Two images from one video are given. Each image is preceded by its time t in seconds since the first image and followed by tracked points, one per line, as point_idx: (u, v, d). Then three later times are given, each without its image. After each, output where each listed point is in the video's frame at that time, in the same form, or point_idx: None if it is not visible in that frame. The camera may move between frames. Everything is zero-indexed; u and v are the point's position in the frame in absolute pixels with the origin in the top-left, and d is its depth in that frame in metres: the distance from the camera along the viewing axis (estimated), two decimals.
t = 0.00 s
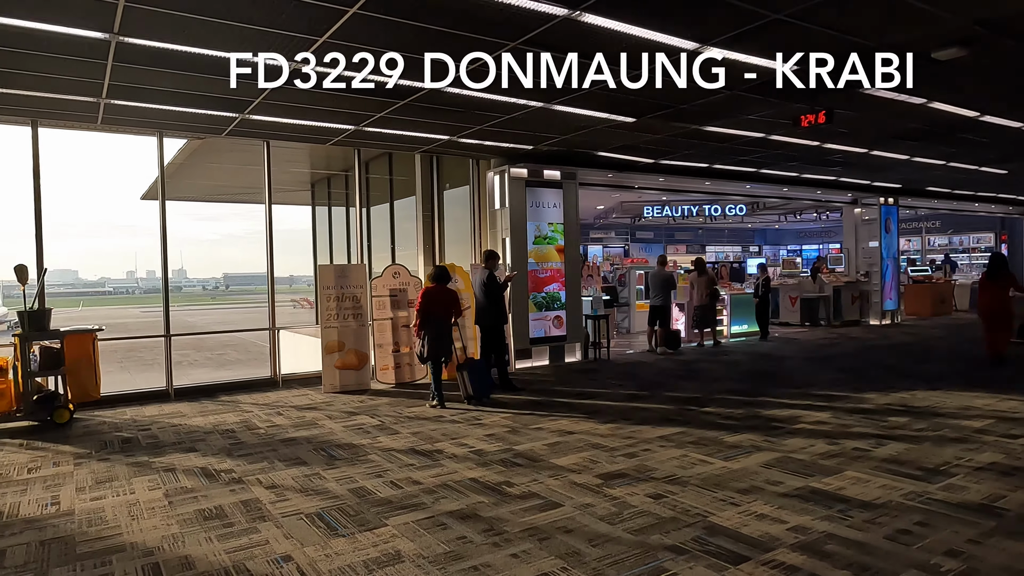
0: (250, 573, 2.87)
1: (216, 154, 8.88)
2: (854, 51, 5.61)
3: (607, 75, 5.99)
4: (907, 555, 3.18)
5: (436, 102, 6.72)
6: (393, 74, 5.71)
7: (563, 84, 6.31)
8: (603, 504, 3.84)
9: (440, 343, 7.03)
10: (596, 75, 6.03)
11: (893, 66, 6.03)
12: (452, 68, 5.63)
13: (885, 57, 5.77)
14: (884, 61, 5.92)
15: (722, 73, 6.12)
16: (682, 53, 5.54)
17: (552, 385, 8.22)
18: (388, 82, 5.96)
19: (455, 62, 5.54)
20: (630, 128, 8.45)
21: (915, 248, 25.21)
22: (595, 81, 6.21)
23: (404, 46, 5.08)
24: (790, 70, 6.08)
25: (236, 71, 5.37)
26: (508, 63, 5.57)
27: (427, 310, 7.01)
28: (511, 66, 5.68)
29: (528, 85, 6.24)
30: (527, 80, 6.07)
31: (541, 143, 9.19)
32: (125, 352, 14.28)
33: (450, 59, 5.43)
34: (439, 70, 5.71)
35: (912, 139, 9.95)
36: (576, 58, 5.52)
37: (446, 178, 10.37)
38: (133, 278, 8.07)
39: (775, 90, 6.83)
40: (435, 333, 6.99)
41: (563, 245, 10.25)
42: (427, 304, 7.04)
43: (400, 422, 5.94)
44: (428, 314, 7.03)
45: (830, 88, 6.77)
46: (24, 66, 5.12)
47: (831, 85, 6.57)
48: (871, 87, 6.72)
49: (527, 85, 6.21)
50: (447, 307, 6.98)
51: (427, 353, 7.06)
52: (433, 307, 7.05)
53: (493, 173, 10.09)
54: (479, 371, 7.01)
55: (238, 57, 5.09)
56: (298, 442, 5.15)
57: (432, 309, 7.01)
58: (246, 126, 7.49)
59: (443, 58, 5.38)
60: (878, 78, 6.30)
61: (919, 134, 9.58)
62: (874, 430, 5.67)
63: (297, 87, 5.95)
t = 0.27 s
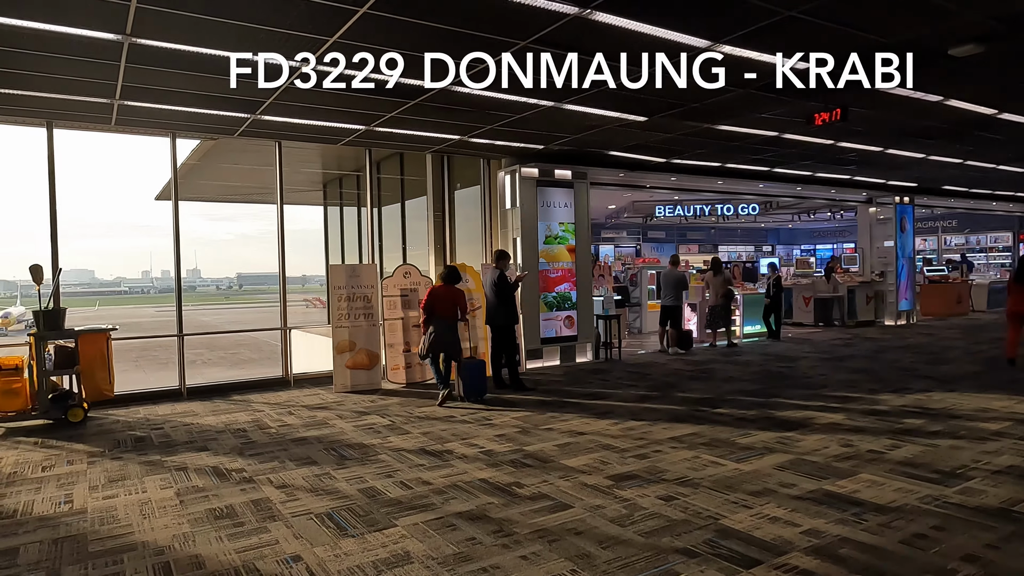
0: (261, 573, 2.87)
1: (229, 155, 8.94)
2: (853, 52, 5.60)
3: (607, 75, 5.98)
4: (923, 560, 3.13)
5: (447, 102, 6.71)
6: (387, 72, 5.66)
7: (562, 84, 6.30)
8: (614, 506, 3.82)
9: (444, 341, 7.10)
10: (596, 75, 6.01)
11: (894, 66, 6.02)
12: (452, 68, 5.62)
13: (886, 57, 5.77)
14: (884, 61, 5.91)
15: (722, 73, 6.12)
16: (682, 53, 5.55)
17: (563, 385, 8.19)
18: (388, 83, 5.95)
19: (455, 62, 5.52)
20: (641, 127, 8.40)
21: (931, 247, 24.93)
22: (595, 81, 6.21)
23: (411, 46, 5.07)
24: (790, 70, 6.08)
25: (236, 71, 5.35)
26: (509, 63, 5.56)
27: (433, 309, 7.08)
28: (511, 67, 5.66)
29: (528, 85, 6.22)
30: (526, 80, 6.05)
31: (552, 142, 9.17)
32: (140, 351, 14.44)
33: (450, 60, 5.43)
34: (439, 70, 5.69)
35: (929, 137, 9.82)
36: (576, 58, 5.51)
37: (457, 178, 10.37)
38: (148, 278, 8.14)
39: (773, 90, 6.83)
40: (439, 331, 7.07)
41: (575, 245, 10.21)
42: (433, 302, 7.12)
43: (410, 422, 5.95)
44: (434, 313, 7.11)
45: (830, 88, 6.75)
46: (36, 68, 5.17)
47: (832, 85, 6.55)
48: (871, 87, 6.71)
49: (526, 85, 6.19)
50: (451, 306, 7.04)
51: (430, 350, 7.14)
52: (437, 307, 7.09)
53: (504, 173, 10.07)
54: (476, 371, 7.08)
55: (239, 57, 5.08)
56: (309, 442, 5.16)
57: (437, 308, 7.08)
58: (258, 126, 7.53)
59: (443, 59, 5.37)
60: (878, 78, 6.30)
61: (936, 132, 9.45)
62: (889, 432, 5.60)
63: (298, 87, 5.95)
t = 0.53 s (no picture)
0: (271, 573, 2.87)
1: (241, 156, 8.99)
2: (853, 52, 5.61)
3: (607, 75, 5.98)
4: (940, 565, 3.08)
5: (457, 101, 6.70)
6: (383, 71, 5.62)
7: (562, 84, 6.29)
8: (624, 507, 3.79)
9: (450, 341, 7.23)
10: (596, 75, 6.00)
11: (894, 66, 6.02)
12: (452, 68, 5.62)
13: (885, 57, 5.77)
14: (884, 61, 5.91)
15: (721, 72, 6.12)
16: (682, 53, 5.55)
17: (574, 385, 8.16)
18: (388, 82, 5.95)
19: (455, 62, 5.52)
20: (652, 126, 8.36)
21: (947, 247, 24.64)
22: (595, 81, 6.20)
23: (417, 45, 5.07)
24: (790, 70, 6.08)
25: (236, 71, 5.34)
26: (508, 63, 5.56)
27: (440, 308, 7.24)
28: (511, 66, 5.66)
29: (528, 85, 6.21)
30: (526, 80, 6.04)
31: (563, 141, 9.14)
32: (154, 350, 14.56)
33: (450, 61, 5.44)
34: (439, 70, 5.68)
35: (945, 135, 9.69)
36: (575, 58, 5.52)
37: (468, 178, 10.37)
38: (162, 277, 8.21)
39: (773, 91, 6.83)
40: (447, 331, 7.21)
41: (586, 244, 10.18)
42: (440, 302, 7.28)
43: (420, 422, 5.95)
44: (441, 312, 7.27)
45: (830, 87, 6.75)
46: (52, 70, 5.23)
47: (831, 85, 6.57)
48: (871, 87, 6.71)
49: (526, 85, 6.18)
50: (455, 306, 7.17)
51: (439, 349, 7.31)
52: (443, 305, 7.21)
53: (515, 172, 10.06)
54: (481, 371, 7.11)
55: (239, 57, 5.08)
56: (320, 441, 5.18)
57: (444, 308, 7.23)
58: (269, 127, 7.56)
59: (443, 58, 5.37)
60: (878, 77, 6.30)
61: (952, 130, 9.32)
62: (904, 434, 5.53)
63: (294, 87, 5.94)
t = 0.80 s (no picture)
0: (280, 573, 2.87)
1: (253, 156, 9.04)
2: (853, 51, 5.59)
3: (607, 75, 5.96)
4: (957, 569, 3.03)
5: (467, 101, 6.70)
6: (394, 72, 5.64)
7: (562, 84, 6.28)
8: (635, 508, 3.77)
9: (458, 340, 7.34)
10: (596, 75, 5.99)
11: (894, 66, 6.01)
12: (451, 69, 5.61)
13: (886, 57, 5.76)
14: (884, 61, 5.90)
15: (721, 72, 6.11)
16: (682, 53, 5.53)
17: (584, 385, 8.13)
18: (388, 82, 5.93)
19: (455, 62, 5.51)
20: (664, 125, 8.31)
21: (963, 246, 24.35)
22: (595, 81, 6.19)
23: (424, 45, 5.06)
24: (790, 70, 6.07)
25: (236, 71, 5.34)
26: (508, 63, 5.55)
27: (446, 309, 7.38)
28: (511, 66, 5.66)
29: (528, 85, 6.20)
30: (525, 80, 6.04)
31: (574, 140, 9.11)
32: (168, 349, 14.70)
33: (450, 61, 5.44)
34: (439, 70, 5.67)
35: (962, 132, 9.56)
36: (575, 58, 5.52)
37: (479, 178, 10.37)
38: (176, 277, 8.28)
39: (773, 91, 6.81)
40: (454, 331, 7.33)
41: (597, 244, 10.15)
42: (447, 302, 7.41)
43: (431, 422, 5.95)
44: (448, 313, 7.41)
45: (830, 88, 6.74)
46: (67, 72, 5.28)
47: (831, 85, 6.55)
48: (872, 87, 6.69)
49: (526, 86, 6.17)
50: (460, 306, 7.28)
51: (449, 350, 7.42)
52: (450, 306, 7.34)
53: (525, 172, 10.04)
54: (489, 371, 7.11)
55: (239, 58, 5.07)
56: (331, 441, 5.19)
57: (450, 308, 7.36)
58: (281, 127, 7.59)
59: (443, 59, 5.36)
60: (878, 77, 6.28)
61: (969, 127, 9.19)
62: (920, 435, 5.46)
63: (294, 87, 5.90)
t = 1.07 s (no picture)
0: (289, 573, 2.87)
1: (264, 157, 9.09)
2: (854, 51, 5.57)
3: (607, 75, 5.94)
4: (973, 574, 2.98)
5: (477, 100, 6.69)
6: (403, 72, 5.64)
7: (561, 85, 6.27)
8: (645, 510, 3.74)
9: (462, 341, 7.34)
10: (596, 75, 5.97)
11: (894, 66, 5.99)
12: (451, 69, 5.60)
13: (886, 57, 5.74)
14: (884, 61, 5.89)
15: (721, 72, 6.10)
16: (682, 53, 5.52)
17: (595, 385, 8.10)
18: (388, 82, 5.92)
19: (454, 62, 5.50)
20: (675, 124, 8.26)
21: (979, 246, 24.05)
22: (595, 81, 6.17)
23: (430, 44, 5.06)
24: (790, 70, 6.05)
25: (236, 71, 5.34)
26: (508, 63, 5.54)
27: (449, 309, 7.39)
28: (511, 66, 5.65)
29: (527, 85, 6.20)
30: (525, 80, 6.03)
31: (585, 140, 9.07)
32: (182, 348, 14.83)
33: (450, 61, 5.43)
34: (438, 70, 5.66)
35: (978, 130, 9.44)
36: (575, 58, 5.51)
37: (489, 178, 10.36)
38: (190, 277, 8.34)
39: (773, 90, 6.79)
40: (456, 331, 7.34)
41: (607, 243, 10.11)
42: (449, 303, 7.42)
43: (441, 422, 5.95)
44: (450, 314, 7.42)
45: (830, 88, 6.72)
46: (80, 73, 5.33)
47: (831, 85, 6.53)
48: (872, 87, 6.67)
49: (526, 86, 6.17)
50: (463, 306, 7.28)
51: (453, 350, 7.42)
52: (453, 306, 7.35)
53: (536, 171, 10.01)
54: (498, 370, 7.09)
55: (238, 57, 5.06)
56: (341, 440, 5.20)
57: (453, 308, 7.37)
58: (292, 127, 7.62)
59: (443, 58, 5.35)
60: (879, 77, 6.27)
61: (986, 125, 9.06)
62: (935, 438, 5.38)
63: (296, 87, 5.92)
